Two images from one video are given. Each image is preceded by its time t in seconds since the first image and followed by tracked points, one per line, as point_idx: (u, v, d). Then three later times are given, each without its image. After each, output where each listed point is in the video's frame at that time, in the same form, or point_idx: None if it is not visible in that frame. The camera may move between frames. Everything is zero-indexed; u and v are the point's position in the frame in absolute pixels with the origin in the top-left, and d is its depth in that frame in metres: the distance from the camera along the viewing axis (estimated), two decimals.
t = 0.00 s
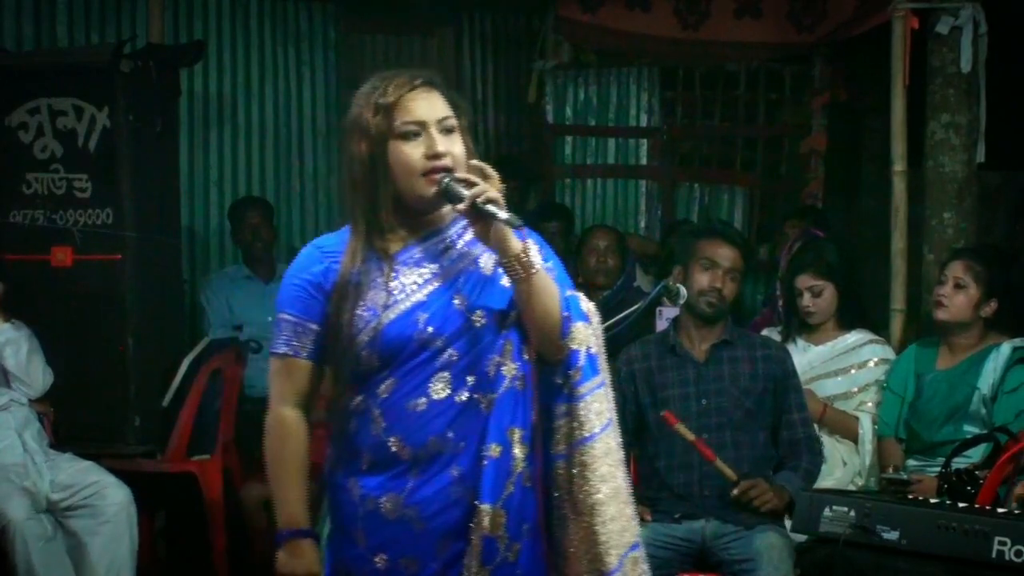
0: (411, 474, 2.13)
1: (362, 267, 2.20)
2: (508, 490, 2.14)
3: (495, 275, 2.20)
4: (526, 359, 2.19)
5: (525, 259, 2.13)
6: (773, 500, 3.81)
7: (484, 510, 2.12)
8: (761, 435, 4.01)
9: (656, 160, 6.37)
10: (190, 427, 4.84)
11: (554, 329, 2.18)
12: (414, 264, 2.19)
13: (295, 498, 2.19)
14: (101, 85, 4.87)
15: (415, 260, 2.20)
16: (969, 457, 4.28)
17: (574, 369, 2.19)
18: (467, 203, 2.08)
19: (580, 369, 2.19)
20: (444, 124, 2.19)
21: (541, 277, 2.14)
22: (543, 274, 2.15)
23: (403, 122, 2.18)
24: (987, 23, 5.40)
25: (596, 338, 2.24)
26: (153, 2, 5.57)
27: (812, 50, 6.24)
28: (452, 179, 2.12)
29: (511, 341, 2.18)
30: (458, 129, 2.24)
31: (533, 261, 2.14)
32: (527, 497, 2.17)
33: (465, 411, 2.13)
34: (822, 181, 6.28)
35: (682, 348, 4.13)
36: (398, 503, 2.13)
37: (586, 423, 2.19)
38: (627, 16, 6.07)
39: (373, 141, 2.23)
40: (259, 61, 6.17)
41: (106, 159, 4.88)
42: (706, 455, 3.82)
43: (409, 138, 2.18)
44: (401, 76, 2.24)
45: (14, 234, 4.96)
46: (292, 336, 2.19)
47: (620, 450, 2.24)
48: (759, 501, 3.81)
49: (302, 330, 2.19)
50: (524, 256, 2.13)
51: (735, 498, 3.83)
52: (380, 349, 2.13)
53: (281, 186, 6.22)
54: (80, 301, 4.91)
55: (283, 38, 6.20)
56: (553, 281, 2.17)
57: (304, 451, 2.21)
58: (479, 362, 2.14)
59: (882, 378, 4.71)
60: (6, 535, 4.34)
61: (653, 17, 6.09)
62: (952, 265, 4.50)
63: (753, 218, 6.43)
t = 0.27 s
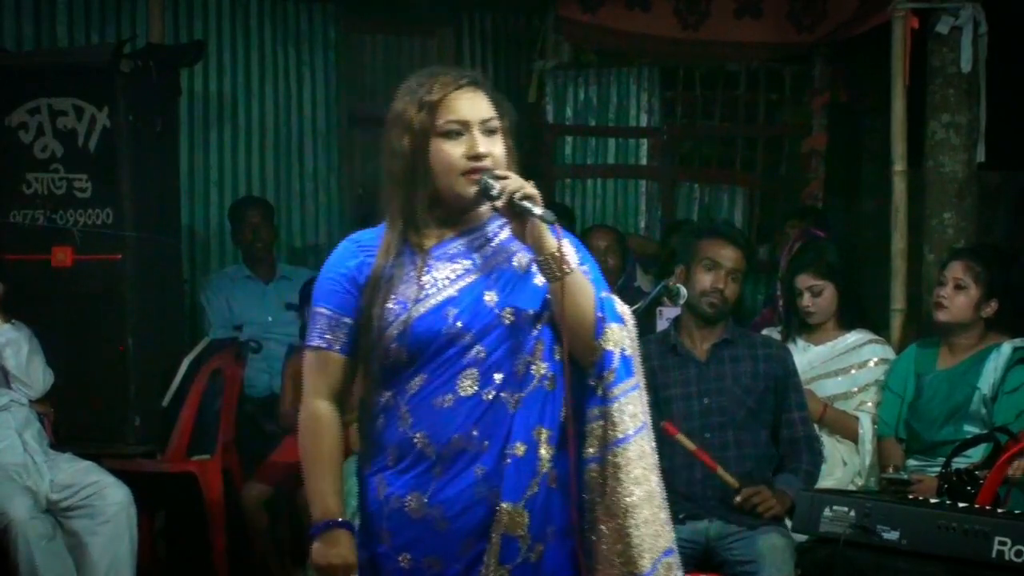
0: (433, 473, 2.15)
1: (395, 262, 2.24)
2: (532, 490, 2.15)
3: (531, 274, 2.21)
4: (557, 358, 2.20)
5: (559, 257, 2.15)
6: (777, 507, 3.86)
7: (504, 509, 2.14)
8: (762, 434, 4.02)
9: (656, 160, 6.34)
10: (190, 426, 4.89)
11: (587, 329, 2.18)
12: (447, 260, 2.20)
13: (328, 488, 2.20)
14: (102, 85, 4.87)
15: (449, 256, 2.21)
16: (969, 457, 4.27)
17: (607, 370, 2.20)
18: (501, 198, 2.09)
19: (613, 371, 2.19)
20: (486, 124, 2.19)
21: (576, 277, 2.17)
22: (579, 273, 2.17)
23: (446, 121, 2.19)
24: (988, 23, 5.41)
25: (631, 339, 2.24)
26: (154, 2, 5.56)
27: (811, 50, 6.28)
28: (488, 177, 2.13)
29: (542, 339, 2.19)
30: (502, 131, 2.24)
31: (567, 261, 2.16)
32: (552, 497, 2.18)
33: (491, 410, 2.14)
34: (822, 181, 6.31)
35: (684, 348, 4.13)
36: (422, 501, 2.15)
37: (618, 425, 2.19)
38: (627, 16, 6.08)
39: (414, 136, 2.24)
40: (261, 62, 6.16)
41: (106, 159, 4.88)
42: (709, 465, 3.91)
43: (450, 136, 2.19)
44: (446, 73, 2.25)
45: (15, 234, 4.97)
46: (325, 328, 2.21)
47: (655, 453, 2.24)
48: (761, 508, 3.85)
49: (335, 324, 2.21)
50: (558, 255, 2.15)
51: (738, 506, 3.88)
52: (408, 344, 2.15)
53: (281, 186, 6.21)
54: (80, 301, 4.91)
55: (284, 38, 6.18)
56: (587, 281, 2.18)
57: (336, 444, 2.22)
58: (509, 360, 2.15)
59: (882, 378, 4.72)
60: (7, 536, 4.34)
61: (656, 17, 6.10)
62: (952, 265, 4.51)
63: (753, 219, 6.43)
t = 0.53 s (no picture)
0: (444, 472, 2.25)
1: (423, 260, 2.35)
2: (541, 494, 2.24)
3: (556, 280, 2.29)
4: (576, 363, 2.27)
5: (581, 260, 2.20)
6: (778, 509, 3.91)
7: (511, 511, 2.23)
8: (762, 433, 4.03)
9: (656, 160, 6.34)
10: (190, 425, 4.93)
11: (607, 336, 2.25)
12: (471, 260, 2.30)
13: (341, 481, 2.31)
14: (102, 85, 4.87)
15: (474, 257, 2.30)
16: (969, 457, 4.27)
17: (627, 379, 2.24)
18: (530, 200, 2.17)
19: (632, 381, 2.23)
20: (524, 125, 2.28)
21: (597, 284, 2.23)
22: (600, 280, 2.23)
23: (485, 120, 2.29)
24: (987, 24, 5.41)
25: (654, 348, 2.28)
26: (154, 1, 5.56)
27: (811, 51, 6.28)
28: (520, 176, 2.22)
29: (561, 344, 2.27)
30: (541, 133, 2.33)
31: (590, 267, 2.22)
32: (561, 502, 2.27)
33: (503, 411, 2.23)
34: (823, 181, 6.32)
35: (683, 348, 4.13)
36: (432, 498, 2.26)
37: (634, 435, 2.24)
38: (627, 15, 6.10)
39: (454, 134, 2.34)
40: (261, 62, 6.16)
41: (107, 159, 4.89)
42: (711, 468, 3.93)
43: (488, 135, 2.29)
44: (490, 74, 2.34)
45: (13, 234, 4.95)
46: (355, 322, 2.33)
47: (676, 464, 2.29)
48: (763, 510, 3.90)
49: (364, 318, 2.33)
50: (580, 261, 2.21)
51: (738, 507, 3.92)
52: (428, 342, 2.26)
53: (281, 186, 6.20)
54: (80, 301, 4.90)
55: (284, 38, 6.18)
56: (609, 291, 2.24)
57: (359, 438, 2.34)
58: (526, 364, 2.24)
59: (882, 378, 4.72)
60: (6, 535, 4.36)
61: (656, 17, 6.12)
62: (951, 268, 4.50)
63: (753, 219, 6.43)
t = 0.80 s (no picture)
0: (438, 471, 2.26)
1: (434, 257, 2.36)
2: (529, 498, 2.20)
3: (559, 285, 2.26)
4: (571, 368, 2.23)
5: (582, 266, 2.14)
6: (777, 509, 3.91)
7: (497, 514, 2.20)
8: (761, 433, 4.03)
9: (656, 160, 6.33)
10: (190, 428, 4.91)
11: (602, 346, 2.18)
12: (480, 260, 2.31)
13: (347, 472, 2.34)
14: (101, 85, 4.87)
15: (483, 257, 2.31)
16: (969, 457, 4.28)
17: (620, 389, 2.18)
18: (536, 203, 2.15)
19: (626, 391, 2.18)
20: (544, 128, 2.28)
21: (597, 291, 2.15)
22: (603, 288, 2.16)
23: (506, 120, 2.30)
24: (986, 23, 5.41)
25: (654, 360, 2.22)
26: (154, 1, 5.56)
27: (812, 52, 6.30)
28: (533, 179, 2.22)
29: (558, 348, 2.23)
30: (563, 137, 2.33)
31: (591, 272, 2.15)
32: (552, 508, 2.22)
33: (498, 413, 2.22)
34: (822, 181, 6.32)
35: (682, 348, 4.14)
36: (423, 496, 2.26)
37: (627, 445, 2.18)
38: (627, 15, 6.05)
39: (476, 133, 2.35)
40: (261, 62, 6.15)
41: (107, 159, 4.89)
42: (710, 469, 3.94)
43: (508, 136, 2.30)
44: (517, 75, 2.36)
45: (12, 234, 4.93)
46: (371, 315, 2.37)
47: (673, 478, 2.21)
48: (762, 511, 3.90)
49: (378, 312, 2.37)
50: (581, 266, 2.14)
51: (737, 508, 3.93)
52: (429, 339, 2.27)
53: (281, 186, 6.19)
54: (80, 301, 4.89)
55: (284, 38, 6.17)
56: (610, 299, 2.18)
57: (369, 431, 2.38)
58: (524, 365, 2.22)
59: (882, 378, 4.74)
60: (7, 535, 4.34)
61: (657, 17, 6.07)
62: (948, 268, 4.51)
63: (753, 219, 6.42)
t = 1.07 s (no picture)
0: (430, 470, 2.27)
1: (434, 252, 2.37)
2: (516, 499, 2.19)
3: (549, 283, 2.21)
4: (558, 369, 2.19)
5: (568, 264, 2.11)
6: (776, 509, 3.91)
7: (486, 514, 2.19)
8: (761, 433, 4.04)
9: (656, 160, 6.34)
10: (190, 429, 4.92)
11: (586, 344, 2.15)
12: (477, 258, 2.31)
13: (343, 465, 2.37)
14: (101, 85, 4.87)
15: (480, 254, 2.31)
16: (969, 457, 4.28)
17: (601, 389, 2.15)
18: (521, 200, 2.14)
19: (607, 390, 2.14)
20: (546, 128, 2.28)
21: (581, 289, 2.12)
22: (589, 286, 2.13)
23: (509, 120, 2.30)
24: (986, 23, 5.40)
25: (640, 361, 2.17)
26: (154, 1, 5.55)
27: (813, 51, 6.29)
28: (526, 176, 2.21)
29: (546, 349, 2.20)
30: (569, 141, 2.32)
31: (577, 270, 2.12)
32: (539, 509, 2.20)
33: (488, 412, 2.22)
34: (823, 181, 6.32)
35: (681, 348, 4.14)
36: (416, 494, 2.27)
37: (604, 445, 2.14)
38: (628, 15, 6.06)
39: (482, 131, 2.37)
40: (261, 62, 6.15)
41: (107, 159, 4.89)
42: (704, 470, 3.94)
43: (510, 136, 2.29)
44: (528, 77, 2.37)
45: (12, 234, 4.93)
46: (374, 309, 2.39)
47: (652, 481, 2.16)
48: (760, 511, 3.91)
49: (381, 305, 2.39)
50: (567, 263, 2.11)
51: (735, 508, 3.94)
52: (424, 337, 2.29)
53: (281, 186, 6.19)
54: (80, 301, 4.89)
55: (284, 38, 6.17)
56: (595, 297, 2.15)
57: (366, 426, 2.40)
58: (514, 364, 2.22)
59: (882, 377, 4.75)
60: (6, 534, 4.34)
61: (656, 17, 6.09)
62: (949, 270, 4.50)
63: (753, 219, 6.42)
